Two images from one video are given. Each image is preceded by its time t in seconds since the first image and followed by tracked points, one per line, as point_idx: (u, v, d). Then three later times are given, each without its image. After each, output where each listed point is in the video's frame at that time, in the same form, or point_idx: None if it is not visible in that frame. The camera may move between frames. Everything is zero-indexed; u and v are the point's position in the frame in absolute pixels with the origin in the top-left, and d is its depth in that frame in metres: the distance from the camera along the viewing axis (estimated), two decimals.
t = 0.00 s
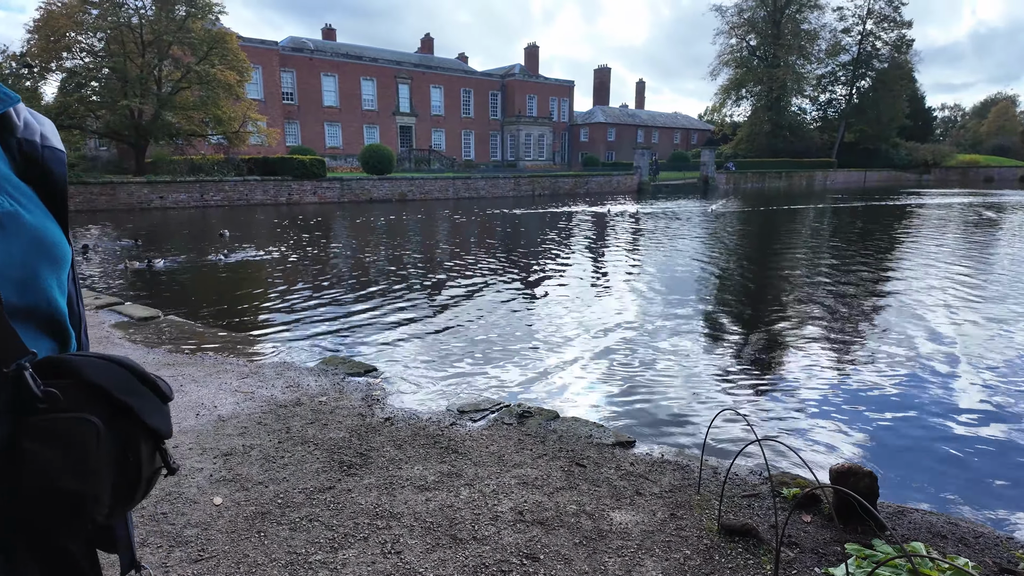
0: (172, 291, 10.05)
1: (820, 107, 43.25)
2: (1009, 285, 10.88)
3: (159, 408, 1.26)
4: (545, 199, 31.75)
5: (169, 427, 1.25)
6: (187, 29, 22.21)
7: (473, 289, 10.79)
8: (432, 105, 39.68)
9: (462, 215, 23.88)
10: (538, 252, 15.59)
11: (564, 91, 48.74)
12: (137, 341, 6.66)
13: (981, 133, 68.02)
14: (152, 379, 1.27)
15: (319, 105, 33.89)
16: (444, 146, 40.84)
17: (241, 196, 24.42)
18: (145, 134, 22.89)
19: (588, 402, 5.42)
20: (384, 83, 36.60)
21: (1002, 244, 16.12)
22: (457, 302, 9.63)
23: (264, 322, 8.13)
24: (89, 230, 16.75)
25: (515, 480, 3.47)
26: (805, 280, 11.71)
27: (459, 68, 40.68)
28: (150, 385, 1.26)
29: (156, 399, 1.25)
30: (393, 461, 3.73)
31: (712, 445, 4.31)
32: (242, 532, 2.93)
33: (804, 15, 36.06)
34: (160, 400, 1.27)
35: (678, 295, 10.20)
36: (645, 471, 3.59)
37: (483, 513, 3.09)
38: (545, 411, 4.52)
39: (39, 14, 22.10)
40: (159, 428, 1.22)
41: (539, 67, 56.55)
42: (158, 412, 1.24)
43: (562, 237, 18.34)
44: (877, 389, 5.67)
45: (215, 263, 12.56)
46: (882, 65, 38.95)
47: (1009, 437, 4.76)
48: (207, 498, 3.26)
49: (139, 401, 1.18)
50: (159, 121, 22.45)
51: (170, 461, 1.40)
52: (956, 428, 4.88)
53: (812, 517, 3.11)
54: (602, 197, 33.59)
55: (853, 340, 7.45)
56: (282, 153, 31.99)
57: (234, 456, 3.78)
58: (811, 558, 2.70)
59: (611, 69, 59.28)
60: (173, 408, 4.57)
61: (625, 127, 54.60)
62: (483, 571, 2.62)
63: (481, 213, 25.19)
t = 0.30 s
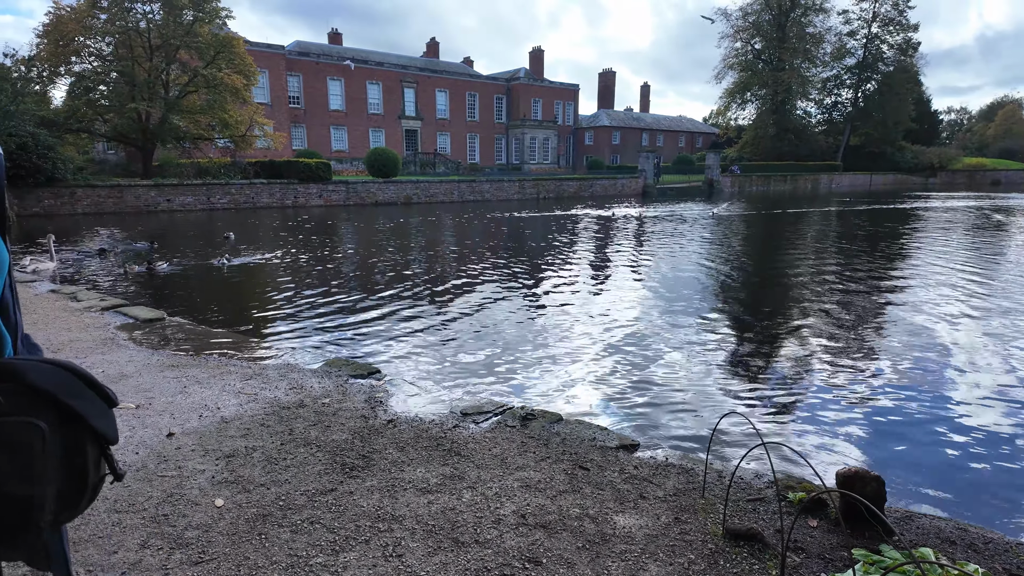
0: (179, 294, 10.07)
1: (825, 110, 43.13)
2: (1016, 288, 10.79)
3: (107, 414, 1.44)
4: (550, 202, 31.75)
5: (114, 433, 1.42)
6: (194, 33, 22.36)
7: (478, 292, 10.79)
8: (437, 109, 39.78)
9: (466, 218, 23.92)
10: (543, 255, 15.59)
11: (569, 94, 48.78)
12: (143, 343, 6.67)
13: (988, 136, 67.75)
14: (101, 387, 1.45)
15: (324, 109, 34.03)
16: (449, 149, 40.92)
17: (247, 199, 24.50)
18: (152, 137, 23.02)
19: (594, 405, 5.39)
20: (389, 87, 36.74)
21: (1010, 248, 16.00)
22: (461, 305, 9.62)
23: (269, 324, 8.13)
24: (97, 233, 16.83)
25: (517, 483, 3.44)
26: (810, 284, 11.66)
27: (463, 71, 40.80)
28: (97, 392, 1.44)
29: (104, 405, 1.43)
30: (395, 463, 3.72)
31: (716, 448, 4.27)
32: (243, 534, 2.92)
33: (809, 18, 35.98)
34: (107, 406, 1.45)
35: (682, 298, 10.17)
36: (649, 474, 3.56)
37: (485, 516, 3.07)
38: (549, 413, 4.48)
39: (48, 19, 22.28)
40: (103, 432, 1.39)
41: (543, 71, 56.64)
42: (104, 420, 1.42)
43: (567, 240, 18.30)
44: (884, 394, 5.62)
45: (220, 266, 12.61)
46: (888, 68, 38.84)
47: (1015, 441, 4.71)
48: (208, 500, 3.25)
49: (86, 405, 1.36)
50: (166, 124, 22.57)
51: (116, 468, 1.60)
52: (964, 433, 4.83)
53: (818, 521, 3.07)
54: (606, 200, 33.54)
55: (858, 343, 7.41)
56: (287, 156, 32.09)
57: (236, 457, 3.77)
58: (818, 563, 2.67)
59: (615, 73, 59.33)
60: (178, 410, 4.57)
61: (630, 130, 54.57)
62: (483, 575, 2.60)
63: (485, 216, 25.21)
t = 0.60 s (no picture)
0: (181, 295, 10.08)
1: (830, 112, 43.01)
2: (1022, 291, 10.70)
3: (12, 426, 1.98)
4: (555, 203, 31.72)
5: (17, 446, 1.88)
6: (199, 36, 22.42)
7: (480, 293, 10.76)
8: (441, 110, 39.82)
9: (470, 220, 23.91)
10: (546, 256, 15.56)
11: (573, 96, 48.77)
12: (144, 344, 6.67)
13: (995, 138, 67.43)
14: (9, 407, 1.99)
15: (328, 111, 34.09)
16: (453, 151, 40.93)
17: (251, 201, 24.56)
18: (157, 139, 23.11)
19: (594, 406, 5.36)
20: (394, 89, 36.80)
21: (1016, 250, 15.89)
22: (463, 306, 9.59)
23: (270, 326, 8.12)
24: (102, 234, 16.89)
25: (516, 488, 3.39)
26: (814, 286, 11.60)
27: (467, 73, 40.82)
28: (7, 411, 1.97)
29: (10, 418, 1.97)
30: (392, 467, 3.67)
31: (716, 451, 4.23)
32: (237, 539, 2.88)
33: (814, 19, 35.89)
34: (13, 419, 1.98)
35: (685, 301, 10.12)
36: (650, 480, 3.50)
37: (482, 522, 3.02)
38: (549, 417, 4.42)
39: (55, 21, 22.39)
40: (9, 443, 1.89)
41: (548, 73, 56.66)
42: (7, 436, 1.88)
43: (570, 242, 18.29)
44: (889, 397, 5.56)
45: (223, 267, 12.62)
46: (894, 69, 38.66)
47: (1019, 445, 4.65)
48: (202, 504, 3.21)
49: None
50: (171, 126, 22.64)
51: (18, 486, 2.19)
52: (970, 437, 4.76)
53: (824, 528, 3.00)
54: (611, 202, 33.49)
55: (861, 346, 7.36)
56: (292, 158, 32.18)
57: (232, 460, 3.73)
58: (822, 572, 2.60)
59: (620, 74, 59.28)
60: (176, 411, 4.55)
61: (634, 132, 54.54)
62: None
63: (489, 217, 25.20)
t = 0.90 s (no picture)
0: (185, 295, 10.07)
1: (834, 113, 42.87)
2: None
3: None
4: (558, 204, 31.67)
5: None
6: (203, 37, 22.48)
7: (483, 294, 10.72)
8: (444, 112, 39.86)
9: (472, 221, 23.89)
10: (550, 257, 15.54)
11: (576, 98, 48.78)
12: (147, 343, 6.64)
13: (1001, 139, 67.11)
14: None
15: (332, 112, 34.13)
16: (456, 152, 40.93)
17: (255, 202, 24.58)
18: (161, 140, 23.15)
19: (599, 407, 5.33)
20: (397, 91, 36.86)
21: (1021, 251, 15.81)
22: (467, 307, 9.56)
23: (273, 326, 8.10)
24: (106, 235, 16.91)
25: (522, 489, 3.35)
26: (817, 287, 11.56)
27: (471, 75, 40.85)
28: None
29: None
30: (398, 467, 3.64)
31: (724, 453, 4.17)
32: (241, 539, 2.85)
33: (818, 21, 35.78)
34: None
35: (689, 302, 10.08)
36: (659, 481, 3.45)
37: (488, 523, 2.98)
38: (555, 417, 4.37)
39: (60, 23, 22.45)
40: None
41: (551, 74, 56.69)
42: None
43: (573, 243, 18.25)
44: (890, 398, 5.53)
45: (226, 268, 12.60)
46: (898, 70, 38.54)
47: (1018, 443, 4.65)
48: (206, 504, 3.18)
49: None
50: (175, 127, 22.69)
51: None
52: (973, 437, 4.73)
53: (834, 529, 2.95)
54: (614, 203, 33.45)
55: (866, 347, 7.31)
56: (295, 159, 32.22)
57: (236, 461, 3.70)
58: None
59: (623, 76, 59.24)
60: (179, 411, 4.52)
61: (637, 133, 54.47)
62: None
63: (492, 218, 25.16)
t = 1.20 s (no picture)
0: (193, 294, 10.01)
1: (840, 113, 42.64)
2: None
3: None
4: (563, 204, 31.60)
5: None
6: (209, 36, 22.45)
7: (491, 293, 10.63)
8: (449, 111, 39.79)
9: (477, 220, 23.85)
10: (556, 257, 15.46)
11: (581, 97, 48.67)
12: (156, 341, 6.56)
13: (1006, 140, 66.86)
14: None
15: (337, 110, 34.10)
16: (461, 151, 40.86)
17: (261, 200, 24.52)
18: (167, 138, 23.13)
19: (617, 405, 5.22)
20: (402, 90, 36.81)
21: None
22: (475, 306, 9.45)
23: (281, 324, 8.03)
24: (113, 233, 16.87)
25: (547, 494, 3.23)
26: (826, 286, 11.45)
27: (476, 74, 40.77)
28: None
29: None
30: (417, 470, 3.54)
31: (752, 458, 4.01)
32: (259, 546, 2.74)
33: (825, 20, 35.61)
34: None
35: (699, 301, 9.97)
36: (687, 486, 3.34)
37: (513, 530, 2.88)
38: (575, 419, 4.26)
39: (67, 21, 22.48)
40: None
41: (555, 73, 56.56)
42: None
43: (578, 242, 18.16)
44: (900, 397, 5.44)
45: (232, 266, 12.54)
46: (905, 70, 38.34)
47: None
48: (222, 508, 3.08)
49: None
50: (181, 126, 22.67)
51: None
52: (995, 438, 4.63)
53: (875, 538, 2.83)
54: (619, 202, 33.36)
55: (883, 347, 7.19)
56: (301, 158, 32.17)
57: (251, 462, 3.60)
58: None
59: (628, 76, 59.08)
60: (191, 411, 4.43)
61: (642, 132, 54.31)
62: None
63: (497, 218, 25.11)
